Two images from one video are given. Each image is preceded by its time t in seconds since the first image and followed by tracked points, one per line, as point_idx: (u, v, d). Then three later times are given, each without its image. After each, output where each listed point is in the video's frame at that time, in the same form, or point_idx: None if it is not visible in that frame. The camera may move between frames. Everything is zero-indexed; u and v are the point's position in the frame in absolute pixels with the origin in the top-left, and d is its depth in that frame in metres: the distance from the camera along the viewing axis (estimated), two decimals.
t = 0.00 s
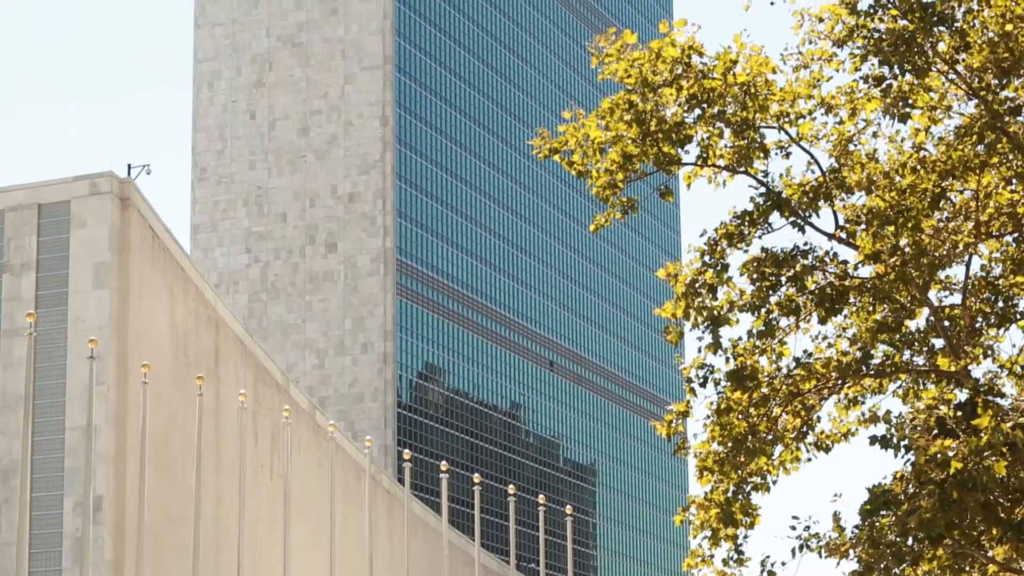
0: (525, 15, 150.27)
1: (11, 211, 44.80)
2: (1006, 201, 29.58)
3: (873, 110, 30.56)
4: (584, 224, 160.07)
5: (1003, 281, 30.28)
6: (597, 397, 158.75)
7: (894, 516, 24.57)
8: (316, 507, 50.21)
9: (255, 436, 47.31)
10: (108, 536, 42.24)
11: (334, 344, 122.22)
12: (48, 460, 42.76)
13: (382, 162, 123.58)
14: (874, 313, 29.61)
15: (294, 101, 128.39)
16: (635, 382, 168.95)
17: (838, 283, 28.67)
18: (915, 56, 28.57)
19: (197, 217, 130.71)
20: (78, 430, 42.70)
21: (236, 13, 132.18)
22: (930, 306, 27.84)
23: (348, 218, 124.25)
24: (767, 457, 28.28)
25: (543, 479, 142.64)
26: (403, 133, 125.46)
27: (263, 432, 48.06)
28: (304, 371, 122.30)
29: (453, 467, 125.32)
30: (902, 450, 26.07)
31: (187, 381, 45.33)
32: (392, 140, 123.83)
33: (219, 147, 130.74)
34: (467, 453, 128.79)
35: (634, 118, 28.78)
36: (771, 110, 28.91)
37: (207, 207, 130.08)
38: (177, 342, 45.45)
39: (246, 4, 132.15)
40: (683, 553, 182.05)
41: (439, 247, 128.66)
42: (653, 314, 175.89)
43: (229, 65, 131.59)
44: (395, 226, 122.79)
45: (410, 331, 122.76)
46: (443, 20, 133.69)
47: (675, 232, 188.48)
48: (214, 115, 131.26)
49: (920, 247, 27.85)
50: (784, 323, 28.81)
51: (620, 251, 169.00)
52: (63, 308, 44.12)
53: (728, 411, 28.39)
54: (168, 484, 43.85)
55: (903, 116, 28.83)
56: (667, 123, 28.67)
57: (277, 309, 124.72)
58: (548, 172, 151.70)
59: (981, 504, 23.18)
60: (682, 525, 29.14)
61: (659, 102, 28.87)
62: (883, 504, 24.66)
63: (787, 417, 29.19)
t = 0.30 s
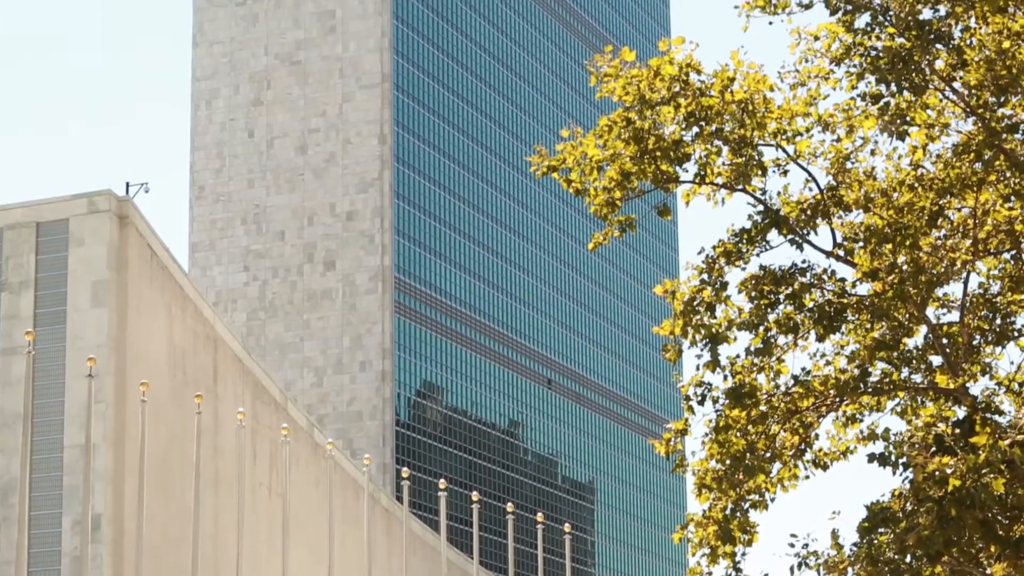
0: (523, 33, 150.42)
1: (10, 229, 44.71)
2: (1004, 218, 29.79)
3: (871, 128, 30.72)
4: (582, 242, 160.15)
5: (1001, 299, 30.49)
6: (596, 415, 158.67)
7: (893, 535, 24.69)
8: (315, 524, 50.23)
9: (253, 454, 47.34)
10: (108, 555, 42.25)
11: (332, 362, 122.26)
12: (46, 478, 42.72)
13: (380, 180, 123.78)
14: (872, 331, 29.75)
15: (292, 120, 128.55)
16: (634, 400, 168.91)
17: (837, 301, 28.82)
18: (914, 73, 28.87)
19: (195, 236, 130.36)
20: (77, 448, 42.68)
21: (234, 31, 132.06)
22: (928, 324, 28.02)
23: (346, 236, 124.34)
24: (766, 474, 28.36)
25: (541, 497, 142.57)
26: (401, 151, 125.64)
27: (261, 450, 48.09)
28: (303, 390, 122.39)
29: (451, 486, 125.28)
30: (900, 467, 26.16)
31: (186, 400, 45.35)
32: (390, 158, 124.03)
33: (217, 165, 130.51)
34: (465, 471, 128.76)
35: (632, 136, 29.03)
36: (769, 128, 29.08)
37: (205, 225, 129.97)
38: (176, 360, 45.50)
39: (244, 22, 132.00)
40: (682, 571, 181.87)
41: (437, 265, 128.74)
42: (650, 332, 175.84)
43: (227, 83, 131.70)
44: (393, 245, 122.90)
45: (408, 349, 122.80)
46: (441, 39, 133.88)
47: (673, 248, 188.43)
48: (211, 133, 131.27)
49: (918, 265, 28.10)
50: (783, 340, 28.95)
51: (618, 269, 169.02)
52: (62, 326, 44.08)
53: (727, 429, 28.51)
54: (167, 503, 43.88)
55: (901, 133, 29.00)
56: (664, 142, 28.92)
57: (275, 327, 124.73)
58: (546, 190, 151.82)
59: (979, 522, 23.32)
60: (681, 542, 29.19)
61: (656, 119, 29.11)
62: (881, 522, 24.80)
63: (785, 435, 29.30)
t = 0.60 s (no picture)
0: (519, 51, 150.73)
1: (6, 248, 44.59)
2: (1001, 235, 30.01)
3: (868, 145, 30.90)
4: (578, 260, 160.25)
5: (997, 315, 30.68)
6: (593, 433, 158.60)
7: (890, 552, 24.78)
8: (312, 542, 50.20)
9: (249, 472, 47.33)
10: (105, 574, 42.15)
11: (329, 380, 122.25)
12: (43, 497, 42.56)
13: (377, 199, 124.02)
14: (869, 348, 29.88)
15: (289, 138, 128.70)
16: (630, 418, 168.87)
17: (833, 318, 28.96)
18: (908, 90, 29.09)
19: (192, 254, 130.43)
20: (73, 467, 42.55)
21: (231, 49, 132.33)
22: (925, 341, 28.13)
23: (343, 254, 124.48)
24: (763, 492, 28.45)
25: (538, 515, 142.44)
26: (398, 169, 125.86)
27: (258, 468, 48.08)
28: (300, 408, 122.35)
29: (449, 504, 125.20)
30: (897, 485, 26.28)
31: (183, 418, 45.40)
32: (387, 177, 124.27)
33: (214, 183, 130.63)
34: (462, 489, 128.70)
35: (629, 153, 29.30)
36: (765, 146, 29.30)
37: (202, 243, 129.98)
38: (172, 379, 45.52)
39: (241, 40, 132.25)
40: None
41: (434, 283, 128.81)
42: (647, 349, 175.89)
43: (223, 101, 131.87)
44: (390, 263, 122.99)
45: (406, 367, 122.81)
46: (437, 56, 134.08)
47: (669, 266, 188.44)
48: (208, 151, 131.33)
49: (915, 282, 28.29)
50: (779, 358, 29.10)
51: (614, 287, 169.12)
52: (58, 345, 43.94)
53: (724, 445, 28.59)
54: (164, 522, 43.85)
55: (896, 150, 29.18)
56: (660, 158, 29.20)
57: (272, 345, 124.72)
58: (542, 207, 151.95)
59: (975, 538, 23.39)
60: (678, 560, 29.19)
61: (652, 137, 29.39)
62: (879, 539, 24.88)
63: (782, 452, 29.39)
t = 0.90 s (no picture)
0: (515, 69, 150.99)
1: (1, 266, 44.65)
2: (996, 253, 30.29)
3: (864, 162, 31.16)
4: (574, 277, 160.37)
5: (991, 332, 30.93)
6: (589, 451, 158.62)
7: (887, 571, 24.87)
8: (309, 559, 50.23)
9: (246, 490, 47.39)
10: None
11: (325, 399, 122.15)
12: (39, 515, 42.44)
13: (372, 217, 124.25)
14: (864, 365, 30.10)
15: (284, 155, 128.77)
16: (627, 436, 168.96)
17: (828, 335, 29.26)
18: (903, 106, 29.04)
19: (187, 272, 130.37)
20: (70, 485, 42.41)
21: (226, 66, 132.51)
22: (920, 358, 28.36)
23: (338, 271, 124.60)
24: (758, 508, 28.60)
25: (534, 533, 142.38)
26: (393, 187, 126.12)
27: (254, 487, 48.13)
28: (296, 427, 122.24)
29: (444, 522, 125.12)
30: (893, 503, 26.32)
31: (179, 436, 45.49)
32: (382, 195, 124.50)
33: (209, 201, 130.69)
34: (458, 507, 128.67)
35: (624, 171, 29.65)
36: (761, 164, 29.69)
37: (197, 261, 129.91)
38: (168, 397, 45.57)
39: (236, 58, 132.43)
40: None
41: (430, 301, 128.93)
42: (642, 367, 176.01)
43: (218, 119, 131.90)
44: (385, 281, 123.08)
45: (402, 386, 122.82)
46: (433, 75, 134.29)
47: (665, 284, 188.78)
48: (204, 169, 131.33)
49: (910, 299, 28.46)
50: (774, 375, 29.40)
51: (610, 305, 169.31)
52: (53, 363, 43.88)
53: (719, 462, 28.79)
54: (160, 540, 43.81)
55: (891, 168, 29.45)
56: (655, 175, 29.59)
57: (267, 363, 124.63)
58: (538, 225, 152.13)
59: (974, 555, 23.53)
60: None
61: (647, 154, 29.74)
62: (875, 557, 24.98)
63: (778, 471, 29.60)
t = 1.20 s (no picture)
0: (509, 87, 151.19)
1: None
2: (988, 269, 30.47)
3: (859, 179, 31.38)
4: (568, 294, 160.50)
5: (986, 349, 31.14)
6: (584, 468, 158.62)
7: None
8: None
9: (242, 508, 47.39)
10: None
11: (320, 416, 122.08)
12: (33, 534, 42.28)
13: (367, 234, 124.32)
14: (859, 382, 30.27)
15: (278, 173, 128.83)
16: (622, 453, 168.99)
17: (822, 352, 29.62)
18: (897, 124, 29.25)
19: (181, 289, 130.25)
20: (64, 503, 42.26)
21: (221, 84, 132.61)
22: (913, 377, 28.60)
23: (333, 289, 124.62)
24: (752, 526, 28.72)
25: (529, 551, 142.34)
26: (388, 205, 126.30)
27: (249, 505, 48.15)
28: (291, 444, 122.18)
29: (439, 539, 125.04)
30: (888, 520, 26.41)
31: (174, 454, 45.52)
32: (377, 212, 124.62)
33: (204, 219, 130.65)
34: (453, 525, 128.59)
35: (617, 188, 30.26)
36: (754, 181, 30.36)
37: (193, 278, 129.83)
38: (163, 415, 45.55)
39: (231, 75, 132.65)
40: None
41: (425, 318, 129.02)
42: (636, 384, 176.16)
43: (213, 136, 131.94)
44: (380, 298, 123.10)
45: (397, 404, 122.80)
46: (428, 92, 134.51)
47: (659, 301, 188.97)
48: (198, 186, 131.31)
49: (903, 316, 29.02)
50: (769, 392, 29.83)
51: (605, 322, 169.46)
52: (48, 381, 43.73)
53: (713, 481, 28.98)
54: (155, 558, 43.73)
55: (885, 185, 29.72)
56: (648, 193, 30.19)
57: (262, 381, 124.51)
58: (533, 243, 152.30)
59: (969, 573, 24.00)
60: None
61: (642, 171, 30.38)
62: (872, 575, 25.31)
63: (773, 489, 29.76)
